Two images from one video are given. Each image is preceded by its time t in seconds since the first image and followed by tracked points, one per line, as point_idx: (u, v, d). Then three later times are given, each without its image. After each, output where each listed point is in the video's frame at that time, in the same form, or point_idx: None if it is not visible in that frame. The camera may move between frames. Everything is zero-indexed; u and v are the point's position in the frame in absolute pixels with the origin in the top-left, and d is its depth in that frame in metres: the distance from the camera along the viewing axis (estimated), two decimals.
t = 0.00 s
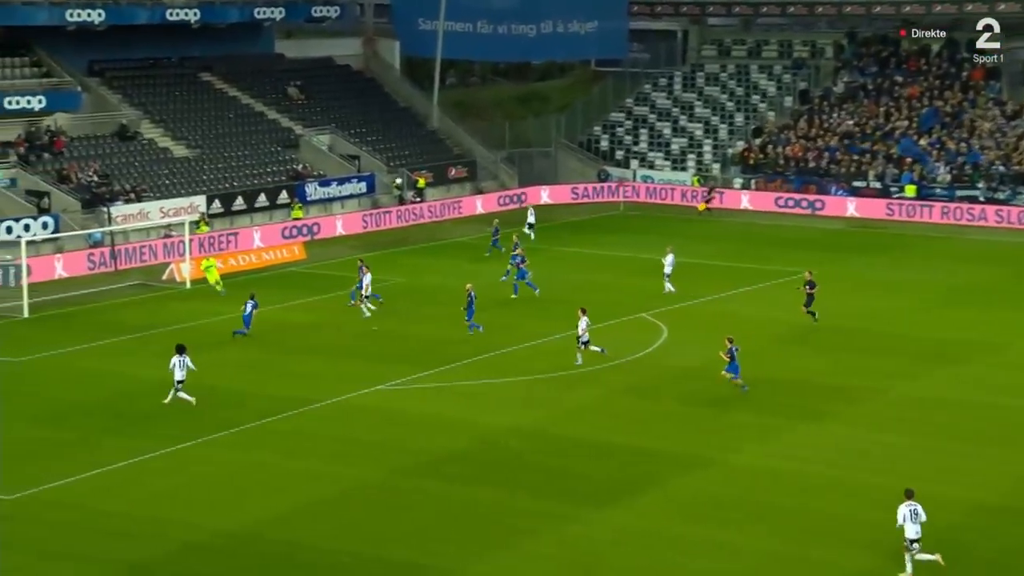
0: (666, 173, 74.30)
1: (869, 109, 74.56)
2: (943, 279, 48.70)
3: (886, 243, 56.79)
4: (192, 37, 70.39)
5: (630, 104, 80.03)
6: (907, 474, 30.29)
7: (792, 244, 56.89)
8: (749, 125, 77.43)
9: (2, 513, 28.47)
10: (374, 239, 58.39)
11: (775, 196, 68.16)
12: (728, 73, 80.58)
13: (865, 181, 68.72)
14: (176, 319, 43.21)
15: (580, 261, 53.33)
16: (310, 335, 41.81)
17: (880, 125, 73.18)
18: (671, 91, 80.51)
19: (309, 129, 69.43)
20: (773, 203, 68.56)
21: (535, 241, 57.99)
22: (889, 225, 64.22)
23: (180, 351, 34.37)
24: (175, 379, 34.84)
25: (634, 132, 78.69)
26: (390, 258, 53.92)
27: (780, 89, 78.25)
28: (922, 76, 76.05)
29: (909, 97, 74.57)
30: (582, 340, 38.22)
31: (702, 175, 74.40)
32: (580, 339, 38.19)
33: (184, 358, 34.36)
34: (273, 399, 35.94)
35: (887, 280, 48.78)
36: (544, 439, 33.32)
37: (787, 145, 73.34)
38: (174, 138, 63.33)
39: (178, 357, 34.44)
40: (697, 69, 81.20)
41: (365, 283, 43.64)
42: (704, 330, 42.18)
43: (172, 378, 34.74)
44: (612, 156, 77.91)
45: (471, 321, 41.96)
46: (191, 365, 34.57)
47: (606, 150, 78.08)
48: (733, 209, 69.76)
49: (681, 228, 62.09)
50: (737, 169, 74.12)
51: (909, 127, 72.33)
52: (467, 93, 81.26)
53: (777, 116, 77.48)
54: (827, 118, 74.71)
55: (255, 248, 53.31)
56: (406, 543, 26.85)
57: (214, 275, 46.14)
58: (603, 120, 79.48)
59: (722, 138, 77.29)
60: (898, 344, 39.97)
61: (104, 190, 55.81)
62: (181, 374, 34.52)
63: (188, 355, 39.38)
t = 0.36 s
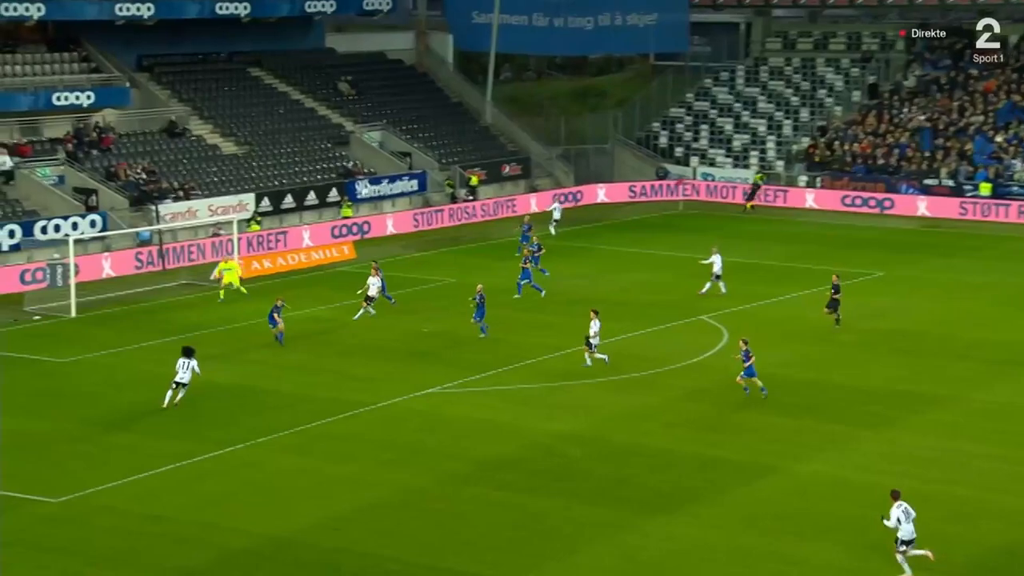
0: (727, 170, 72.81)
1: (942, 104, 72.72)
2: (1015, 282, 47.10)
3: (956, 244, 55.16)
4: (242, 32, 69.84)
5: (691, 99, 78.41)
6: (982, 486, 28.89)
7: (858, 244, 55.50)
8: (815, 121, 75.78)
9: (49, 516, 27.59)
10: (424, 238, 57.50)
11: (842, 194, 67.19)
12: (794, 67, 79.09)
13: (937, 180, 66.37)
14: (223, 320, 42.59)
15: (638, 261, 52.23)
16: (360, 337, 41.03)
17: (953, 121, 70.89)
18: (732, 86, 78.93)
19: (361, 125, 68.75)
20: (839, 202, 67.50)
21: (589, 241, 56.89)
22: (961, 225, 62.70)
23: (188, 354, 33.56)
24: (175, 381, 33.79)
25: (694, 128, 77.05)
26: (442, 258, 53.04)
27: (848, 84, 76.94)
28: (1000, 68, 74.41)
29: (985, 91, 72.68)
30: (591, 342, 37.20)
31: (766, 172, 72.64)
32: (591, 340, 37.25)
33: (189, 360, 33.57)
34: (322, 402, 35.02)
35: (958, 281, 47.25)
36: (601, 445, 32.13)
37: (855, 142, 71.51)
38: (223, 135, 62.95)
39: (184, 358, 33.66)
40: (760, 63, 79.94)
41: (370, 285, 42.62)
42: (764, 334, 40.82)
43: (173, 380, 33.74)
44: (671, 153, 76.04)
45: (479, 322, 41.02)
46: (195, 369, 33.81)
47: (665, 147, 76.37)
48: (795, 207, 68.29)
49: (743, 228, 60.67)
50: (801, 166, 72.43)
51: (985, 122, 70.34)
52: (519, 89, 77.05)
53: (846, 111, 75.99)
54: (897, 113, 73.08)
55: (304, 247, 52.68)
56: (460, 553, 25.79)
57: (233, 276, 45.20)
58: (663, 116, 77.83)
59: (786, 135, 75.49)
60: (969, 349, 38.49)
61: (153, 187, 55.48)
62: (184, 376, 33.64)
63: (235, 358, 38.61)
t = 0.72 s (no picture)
0: (783, 168, 71.43)
1: (1008, 99, 71.51)
2: None
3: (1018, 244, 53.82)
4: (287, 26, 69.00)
5: (746, 95, 77.06)
6: None
7: (915, 244, 54.32)
8: (875, 116, 74.32)
9: (93, 518, 26.32)
10: (471, 238, 56.80)
11: (904, 193, 65.30)
12: (854, 61, 77.54)
13: (1002, 178, 65.02)
14: (266, 321, 42.03)
15: (689, 261, 51.26)
16: (404, 338, 40.33)
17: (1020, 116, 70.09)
18: (789, 81, 77.39)
19: (408, 121, 68.15)
20: (900, 200, 65.69)
21: (639, 240, 55.89)
22: None
23: (207, 354, 32.64)
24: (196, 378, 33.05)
25: (749, 125, 75.71)
26: (488, 258, 52.27)
27: (910, 79, 75.47)
28: None
29: None
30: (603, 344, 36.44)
31: (824, 170, 71.48)
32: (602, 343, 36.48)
33: (209, 360, 32.61)
34: (364, 407, 34.13)
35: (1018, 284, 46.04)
36: (654, 451, 30.96)
37: (917, 138, 70.25)
38: (267, 131, 62.59)
39: (205, 357, 32.68)
40: (819, 58, 78.19)
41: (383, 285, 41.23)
42: (817, 341, 39.63)
43: (195, 377, 32.96)
44: (726, 150, 75.16)
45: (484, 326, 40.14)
46: (215, 367, 32.82)
47: (719, 144, 75.38)
48: (854, 206, 66.80)
49: (799, 228, 59.37)
50: (860, 164, 71.15)
51: None
52: (569, 84, 77.59)
53: (907, 106, 74.66)
54: (961, 110, 71.92)
55: (348, 246, 52.11)
56: (513, 562, 24.68)
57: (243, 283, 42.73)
58: (717, 112, 76.49)
59: (845, 131, 74.05)
60: None
61: (195, 185, 55.13)
62: (203, 374, 32.76)
63: (277, 361, 37.84)
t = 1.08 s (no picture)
0: (822, 166, 70.45)
1: None
2: None
3: None
4: (317, 23, 68.58)
5: (785, 91, 75.92)
6: None
7: (957, 244, 53.43)
8: (918, 113, 73.39)
9: (121, 519, 26.00)
10: (503, 237, 56.28)
11: (947, 192, 64.49)
12: (896, 57, 76.47)
13: None
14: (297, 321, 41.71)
15: (726, 261, 50.55)
16: (436, 339, 39.85)
17: None
18: (829, 77, 76.24)
19: (440, 119, 67.66)
20: (944, 199, 64.84)
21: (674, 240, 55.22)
22: None
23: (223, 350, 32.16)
24: (217, 378, 32.64)
25: (788, 121, 74.70)
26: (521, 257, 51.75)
27: (954, 75, 74.70)
28: None
29: None
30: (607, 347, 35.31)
31: (865, 169, 70.19)
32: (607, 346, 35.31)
33: (226, 357, 32.17)
34: (396, 408, 33.66)
35: None
36: (690, 454, 30.30)
37: (961, 135, 69.31)
38: (298, 129, 62.26)
39: (220, 355, 32.23)
40: (860, 53, 77.05)
41: (399, 286, 40.59)
42: (857, 344, 38.83)
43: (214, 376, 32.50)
44: (764, 148, 74.28)
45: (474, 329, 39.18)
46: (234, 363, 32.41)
47: (757, 142, 74.39)
48: (897, 204, 65.83)
49: (837, 227, 58.50)
50: (903, 161, 70.13)
51: None
52: (603, 80, 77.81)
53: (949, 103, 73.67)
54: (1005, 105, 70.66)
55: (379, 245, 51.70)
56: (546, 566, 24.11)
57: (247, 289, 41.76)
58: (755, 108, 75.67)
59: (887, 128, 73.25)
60: None
61: (225, 183, 54.89)
62: (224, 373, 32.32)
63: (308, 362, 37.43)
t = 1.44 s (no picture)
0: (862, 166, 69.84)
1: None
2: None
3: None
4: (355, 22, 68.76)
5: (825, 91, 75.28)
6: None
7: (1000, 245, 52.83)
8: (960, 112, 72.74)
9: (160, 517, 26.20)
10: (540, 237, 56.23)
11: (990, 192, 63.68)
12: (938, 56, 75.76)
13: None
14: (334, 320, 41.88)
15: (765, 262, 50.25)
16: (473, 339, 39.86)
17: None
18: (870, 76, 75.55)
19: (477, 118, 67.66)
20: (986, 199, 64.06)
21: (712, 240, 54.95)
22: None
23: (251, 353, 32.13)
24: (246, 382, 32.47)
25: (828, 121, 74.08)
26: (559, 257, 51.69)
27: (998, 73, 73.64)
28: None
29: None
30: (625, 351, 35.22)
31: (906, 168, 69.32)
32: (624, 351, 35.20)
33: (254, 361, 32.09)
34: (432, 408, 33.66)
35: None
36: (727, 456, 30.09)
37: (1004, 135, 68.50)
38: (335, 129, 62.47)
39: (249, 358, 32.13)
40: (902, 52, 76.36)
41: (432, 287, 40.50)
42: (897, 345, 38.45)
43: (241, 379, 32.38)
44: (803, 148, 73.77)
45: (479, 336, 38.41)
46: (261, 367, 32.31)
47: (796, 142, 73.81)
48: (938, 204, 65.21)
49: (878, 227, 57.99)
50: (945, 161, 69.45)
51: None
52: (641, 80, 77.04)
53: (993, 101, 72.76)
54: None
55: (416, 245, 51.81)
56: (582, 567, 24.01)
57: (270, 289, 41.52)
58: (794, 107, 75.01)
59: (928, 128, 72.60)
60: None
61: (263, 182, 55.19)
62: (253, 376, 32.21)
63: (344, 362, 37.53)
